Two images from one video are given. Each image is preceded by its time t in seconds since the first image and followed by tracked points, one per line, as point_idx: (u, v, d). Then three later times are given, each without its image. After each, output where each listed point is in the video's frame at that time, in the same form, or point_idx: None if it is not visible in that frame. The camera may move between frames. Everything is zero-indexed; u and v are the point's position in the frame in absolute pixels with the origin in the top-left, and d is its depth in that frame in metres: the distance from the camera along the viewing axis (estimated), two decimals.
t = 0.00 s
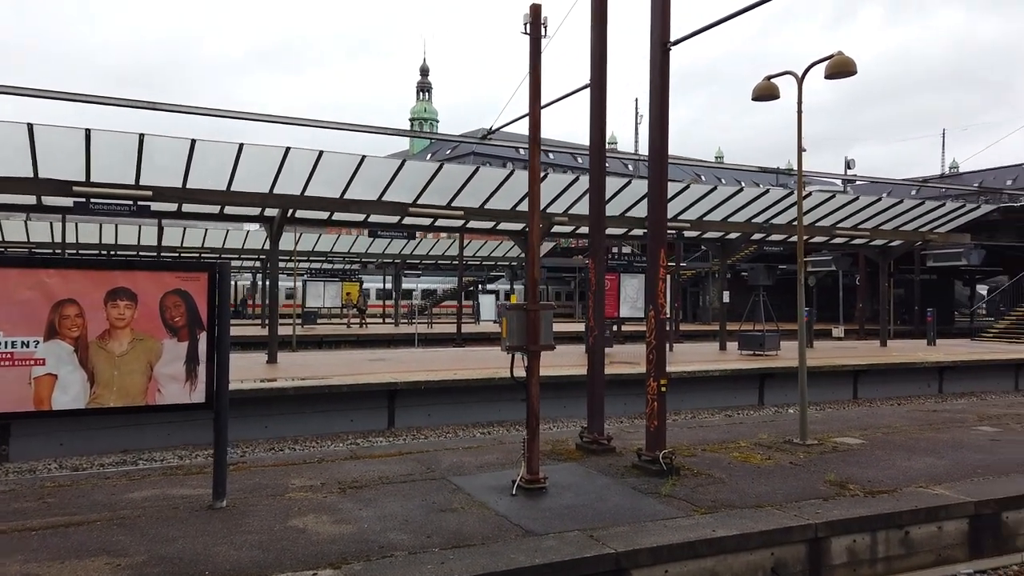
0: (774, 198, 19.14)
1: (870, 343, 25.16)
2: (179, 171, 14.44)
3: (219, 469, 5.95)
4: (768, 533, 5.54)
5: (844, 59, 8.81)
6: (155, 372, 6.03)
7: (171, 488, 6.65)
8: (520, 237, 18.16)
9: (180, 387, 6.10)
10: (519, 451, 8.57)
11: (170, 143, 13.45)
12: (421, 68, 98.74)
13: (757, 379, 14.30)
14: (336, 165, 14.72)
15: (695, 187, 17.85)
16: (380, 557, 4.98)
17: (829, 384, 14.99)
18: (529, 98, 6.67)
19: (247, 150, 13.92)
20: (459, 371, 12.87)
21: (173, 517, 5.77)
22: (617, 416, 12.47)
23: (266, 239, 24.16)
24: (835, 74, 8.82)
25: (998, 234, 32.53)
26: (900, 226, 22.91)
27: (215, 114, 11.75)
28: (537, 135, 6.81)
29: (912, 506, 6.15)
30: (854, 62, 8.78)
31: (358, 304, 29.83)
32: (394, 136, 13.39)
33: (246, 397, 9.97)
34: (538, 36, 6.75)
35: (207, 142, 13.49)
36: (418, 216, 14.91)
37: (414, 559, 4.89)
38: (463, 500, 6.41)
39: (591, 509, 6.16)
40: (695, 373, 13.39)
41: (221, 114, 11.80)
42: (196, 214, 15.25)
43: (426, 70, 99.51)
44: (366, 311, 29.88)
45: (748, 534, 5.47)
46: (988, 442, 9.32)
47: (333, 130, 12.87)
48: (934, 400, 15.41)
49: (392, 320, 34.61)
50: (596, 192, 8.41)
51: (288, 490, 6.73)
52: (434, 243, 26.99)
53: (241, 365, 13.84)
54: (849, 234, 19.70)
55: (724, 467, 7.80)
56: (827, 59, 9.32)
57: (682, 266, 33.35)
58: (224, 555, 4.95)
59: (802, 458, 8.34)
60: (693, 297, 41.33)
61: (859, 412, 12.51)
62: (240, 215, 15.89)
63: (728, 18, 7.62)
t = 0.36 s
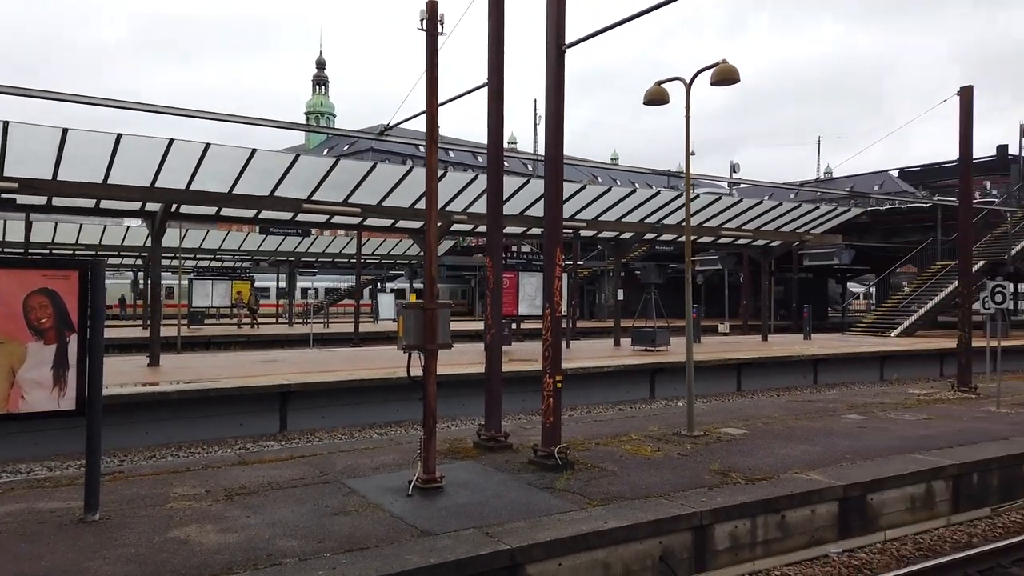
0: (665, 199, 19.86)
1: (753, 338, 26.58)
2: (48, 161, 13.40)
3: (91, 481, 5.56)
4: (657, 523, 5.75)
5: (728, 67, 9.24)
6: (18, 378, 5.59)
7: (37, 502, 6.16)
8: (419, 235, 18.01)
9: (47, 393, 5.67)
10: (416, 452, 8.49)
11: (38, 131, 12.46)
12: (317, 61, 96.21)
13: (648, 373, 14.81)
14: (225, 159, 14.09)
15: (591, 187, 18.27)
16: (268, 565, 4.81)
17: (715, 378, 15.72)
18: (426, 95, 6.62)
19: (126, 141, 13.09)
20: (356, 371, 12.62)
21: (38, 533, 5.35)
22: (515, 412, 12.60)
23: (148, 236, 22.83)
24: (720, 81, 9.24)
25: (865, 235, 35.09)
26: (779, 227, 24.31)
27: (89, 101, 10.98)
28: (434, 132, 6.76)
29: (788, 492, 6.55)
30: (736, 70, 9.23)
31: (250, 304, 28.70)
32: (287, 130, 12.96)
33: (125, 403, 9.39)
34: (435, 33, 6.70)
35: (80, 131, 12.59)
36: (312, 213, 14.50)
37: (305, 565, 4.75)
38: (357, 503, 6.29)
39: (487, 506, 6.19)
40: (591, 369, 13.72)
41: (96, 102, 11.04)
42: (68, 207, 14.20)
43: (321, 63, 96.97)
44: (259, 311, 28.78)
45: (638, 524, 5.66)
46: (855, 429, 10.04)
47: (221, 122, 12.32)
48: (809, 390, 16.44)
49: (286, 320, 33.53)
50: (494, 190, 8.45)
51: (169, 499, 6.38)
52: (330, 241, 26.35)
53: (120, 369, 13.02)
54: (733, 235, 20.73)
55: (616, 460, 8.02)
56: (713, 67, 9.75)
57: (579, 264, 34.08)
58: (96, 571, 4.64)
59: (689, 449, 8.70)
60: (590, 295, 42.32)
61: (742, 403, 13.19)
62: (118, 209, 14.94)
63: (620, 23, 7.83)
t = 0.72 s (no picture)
0: (619, 200, 20.06)
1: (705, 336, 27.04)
2: None
3: (34, 488, 5.33)
4: (617, 521, 5.79)
5: (681, 69, 9.36)
6: None
7: None
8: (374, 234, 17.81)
9: None
10: (374, 453, 8.39)
11: None
12: (266, 57, 94.49)
13: (604, 372, 14.93)
14: (172, 155, 13.70)
15: (546, 187, 18.34)
16: (223, 572, 4.68)
17: (669, 375, 15.94)
18: (381, 93, 6.53)
19: (67, 136, 12.62)
20: (310, 372, 12.42)
21: None
22: (472, 412, 12.56)
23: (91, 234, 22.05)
24: (673, 84, 9.36)
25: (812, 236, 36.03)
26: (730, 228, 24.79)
27: (28, 94, 10.55)
28: (390, 131, 6.68)
29: (743, 488, 6.67)
30: (689, 73, 9.35)
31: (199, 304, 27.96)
32: (237, 126, 12.67)
33: (68, 408, 9.05)
34: (389, 30, 6.62)
35: (18, 125, 12.09)
36: (264, 211, 14.21)
37: (262, 572, 4.64)
38: (314, 507, 6.18)
39: (448, 508, 6.15)
40: (547, 368, 13.76)
41: (36, 95, 10.62)
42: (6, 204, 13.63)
43: (271, 58, 95.11)
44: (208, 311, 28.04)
45: (598, 523, 5.69)
46: (806, 425, 10.29)
47: (168, 117, 11.97)
48: (760, 388, 16.80)
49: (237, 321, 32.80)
50: (451, 189, 8.39)
51: (117, 506, 6.16)
52: (282, 239, 25.88)
53: (62, 372, 12.55)
54: (686, 235, 21.06)
55: (575, 459, 8.06)
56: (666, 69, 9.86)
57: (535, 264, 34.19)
58: None
59: (646, 447, 8.79)
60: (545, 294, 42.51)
61: (696, 401, 13.39)
62: (60, 207, 14.40)
63: (575, 24, 7.86)
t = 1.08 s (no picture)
0: (626, 200, 20.02)
1: (712, 337, 26.98)
2: None
3: (46, 489, 5.34)
4: (628, 523, 5.78)
5: (690, 69, 9.33)
6: None
7: None
8: (380, 235, 17.83)
9: None
10: (383, 454, 8.39)
11: None
12: (272, 58, 94.73)
13: (612, 373, 14.90)
14: (181, 156, 13.74)
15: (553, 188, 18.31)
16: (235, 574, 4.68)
17: (677, 376, 15.90)
18: (390, 94, 6.53)
19: (76, 137, 12.66)
20: (319, 373, 12.43)
21: None
22: (480, 413, 12.56)
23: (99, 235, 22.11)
24: (682, 84, 9.33)
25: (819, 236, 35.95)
26: (737, 228, 24.72)
27: (37, 96, 10.59)
28: (399, 132, 6.68)
29: (755, 489, 6.64)
30: (698, 73, 9.32)
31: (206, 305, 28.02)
32: (245, 127, 12.70)
33: (78, 408, 9.07)
34: (398, 31, 6.61)
35: (28, 127, 12.14)
36: (272, 212, 14.23)
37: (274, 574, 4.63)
38: (325, 508, 6.18)
39: (459, 509, 6.14)
40: (555, 369, 13.74)
41: (46, 97, 10.66)
42: (15, 206, 13.67)
43: (277, 60, 95.35)
44: (215, 312, 28.11)
45: (609, 525, 5.67)
46: (816, 427, 10.25)
47: (177, 118, 12.00)
48: (768, 389, 16.74)
49: (243, 322, 32.84)
50: (459, 190, 8.38)
51: (128, 507, 6.17)
52: (288, 240, 25.92)
53: (71, 373, 12.59)
54: (693, 235, 21.02)
55: (584, 460, 8.05)
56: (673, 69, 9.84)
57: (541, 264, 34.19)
58: None
59: (655, 448, 8.77)
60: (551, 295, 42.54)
61: (705, 402, 13.35)
62: (68, 208, 14.44)
63: (584, 25, 7.85)
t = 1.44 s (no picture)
0: (655, 202, 19.90)
1: (742, 339, 26.67)
2: (34, 166, 13.19)
3: (86, 489, 5.45)
4: (660, 527, 5.73)
5: (720, 69, 9.25)
6: (11, 385, 5.49)
7: (30, 511, 6.05)
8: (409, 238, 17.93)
9: (40, 401, 5.55)
10: (414, 456, 8.42)
11: (23, 135, 12.26)
12: (300, 65, 95.96)
13: (641, 376, 14.80)
14: (213, 162, 13.95)
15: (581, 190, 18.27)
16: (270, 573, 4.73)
17: (707, 379, 15.74)
18: (420, 98, 6.56)
19: (113, 144, 12.93)
20: (349, 376, 12.53)
21: (33, 543, 5.23)
22: (509, 416, 12.55)
23: (133, 241, 22.53)
24: (712, 84, 9.25)
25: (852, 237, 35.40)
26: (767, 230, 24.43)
27: (75, 104, 10.83)
28: (429, 135, 6.71)
29: (789, 493, 6.54)
30: (728, 72, 9.24)
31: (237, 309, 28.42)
32: (276, 133, 12.86)
33: (115, 410, 9.25)
34: (428, 35, 6.65)
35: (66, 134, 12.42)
36: (302, 216, 14.39)
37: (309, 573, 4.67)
38: (357, 509, 6.21)
39: (490, 511, 6.13)
40: (583, 372, 13.69)
41: (84, 105, 10.90)
42: (54, 212, 13.99)
43: (306, 67, 96.55)
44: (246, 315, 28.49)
45: (642, 529, 5.62)
46: (851, 430, 10.08)
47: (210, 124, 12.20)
48: (800, 392, 16.50)
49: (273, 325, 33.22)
50: (488, 193, 8.40)
51: (165, 507, 6.27)
52: (317, 244, 26.19)
53: (108, 376, 12.84)
54: (722, 237, 20.83)
55: (615, 464, 8.00)
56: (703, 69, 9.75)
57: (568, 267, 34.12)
58: None
59: (686, 451, 8.69)
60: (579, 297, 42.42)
61: (736, 405, 13.20)
62: (104, 214, 14.73)
63: (612, 26, 7.82)
